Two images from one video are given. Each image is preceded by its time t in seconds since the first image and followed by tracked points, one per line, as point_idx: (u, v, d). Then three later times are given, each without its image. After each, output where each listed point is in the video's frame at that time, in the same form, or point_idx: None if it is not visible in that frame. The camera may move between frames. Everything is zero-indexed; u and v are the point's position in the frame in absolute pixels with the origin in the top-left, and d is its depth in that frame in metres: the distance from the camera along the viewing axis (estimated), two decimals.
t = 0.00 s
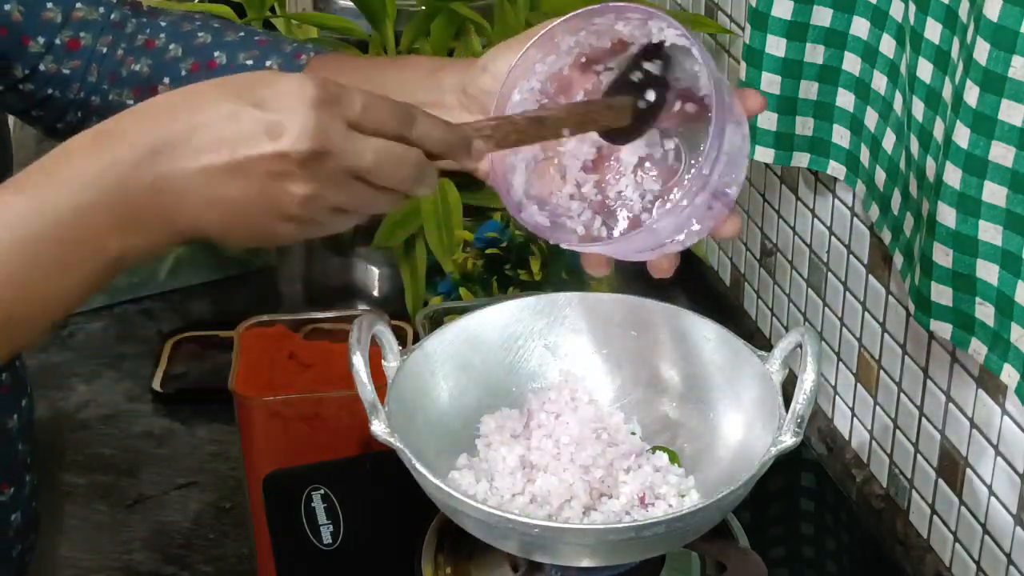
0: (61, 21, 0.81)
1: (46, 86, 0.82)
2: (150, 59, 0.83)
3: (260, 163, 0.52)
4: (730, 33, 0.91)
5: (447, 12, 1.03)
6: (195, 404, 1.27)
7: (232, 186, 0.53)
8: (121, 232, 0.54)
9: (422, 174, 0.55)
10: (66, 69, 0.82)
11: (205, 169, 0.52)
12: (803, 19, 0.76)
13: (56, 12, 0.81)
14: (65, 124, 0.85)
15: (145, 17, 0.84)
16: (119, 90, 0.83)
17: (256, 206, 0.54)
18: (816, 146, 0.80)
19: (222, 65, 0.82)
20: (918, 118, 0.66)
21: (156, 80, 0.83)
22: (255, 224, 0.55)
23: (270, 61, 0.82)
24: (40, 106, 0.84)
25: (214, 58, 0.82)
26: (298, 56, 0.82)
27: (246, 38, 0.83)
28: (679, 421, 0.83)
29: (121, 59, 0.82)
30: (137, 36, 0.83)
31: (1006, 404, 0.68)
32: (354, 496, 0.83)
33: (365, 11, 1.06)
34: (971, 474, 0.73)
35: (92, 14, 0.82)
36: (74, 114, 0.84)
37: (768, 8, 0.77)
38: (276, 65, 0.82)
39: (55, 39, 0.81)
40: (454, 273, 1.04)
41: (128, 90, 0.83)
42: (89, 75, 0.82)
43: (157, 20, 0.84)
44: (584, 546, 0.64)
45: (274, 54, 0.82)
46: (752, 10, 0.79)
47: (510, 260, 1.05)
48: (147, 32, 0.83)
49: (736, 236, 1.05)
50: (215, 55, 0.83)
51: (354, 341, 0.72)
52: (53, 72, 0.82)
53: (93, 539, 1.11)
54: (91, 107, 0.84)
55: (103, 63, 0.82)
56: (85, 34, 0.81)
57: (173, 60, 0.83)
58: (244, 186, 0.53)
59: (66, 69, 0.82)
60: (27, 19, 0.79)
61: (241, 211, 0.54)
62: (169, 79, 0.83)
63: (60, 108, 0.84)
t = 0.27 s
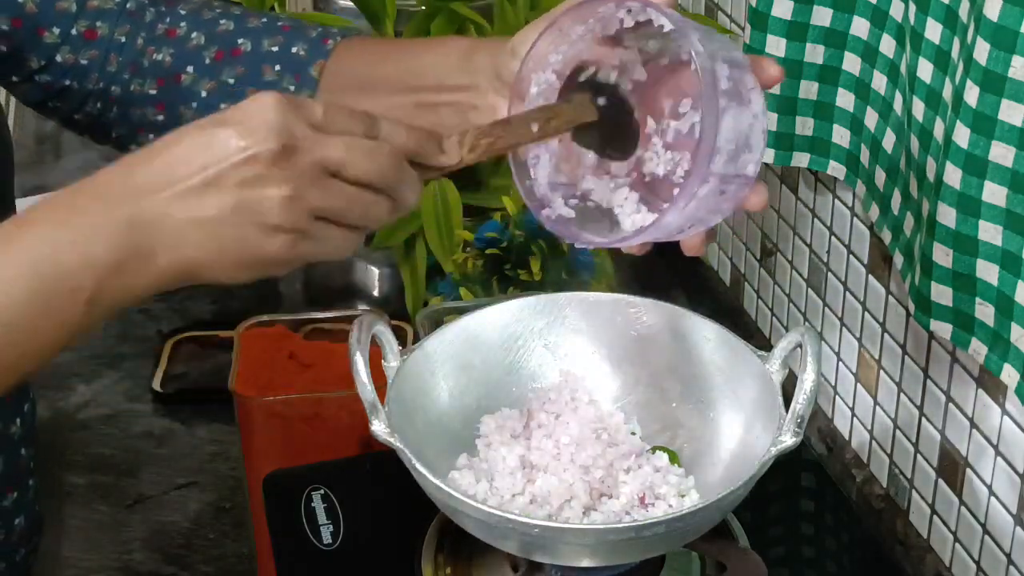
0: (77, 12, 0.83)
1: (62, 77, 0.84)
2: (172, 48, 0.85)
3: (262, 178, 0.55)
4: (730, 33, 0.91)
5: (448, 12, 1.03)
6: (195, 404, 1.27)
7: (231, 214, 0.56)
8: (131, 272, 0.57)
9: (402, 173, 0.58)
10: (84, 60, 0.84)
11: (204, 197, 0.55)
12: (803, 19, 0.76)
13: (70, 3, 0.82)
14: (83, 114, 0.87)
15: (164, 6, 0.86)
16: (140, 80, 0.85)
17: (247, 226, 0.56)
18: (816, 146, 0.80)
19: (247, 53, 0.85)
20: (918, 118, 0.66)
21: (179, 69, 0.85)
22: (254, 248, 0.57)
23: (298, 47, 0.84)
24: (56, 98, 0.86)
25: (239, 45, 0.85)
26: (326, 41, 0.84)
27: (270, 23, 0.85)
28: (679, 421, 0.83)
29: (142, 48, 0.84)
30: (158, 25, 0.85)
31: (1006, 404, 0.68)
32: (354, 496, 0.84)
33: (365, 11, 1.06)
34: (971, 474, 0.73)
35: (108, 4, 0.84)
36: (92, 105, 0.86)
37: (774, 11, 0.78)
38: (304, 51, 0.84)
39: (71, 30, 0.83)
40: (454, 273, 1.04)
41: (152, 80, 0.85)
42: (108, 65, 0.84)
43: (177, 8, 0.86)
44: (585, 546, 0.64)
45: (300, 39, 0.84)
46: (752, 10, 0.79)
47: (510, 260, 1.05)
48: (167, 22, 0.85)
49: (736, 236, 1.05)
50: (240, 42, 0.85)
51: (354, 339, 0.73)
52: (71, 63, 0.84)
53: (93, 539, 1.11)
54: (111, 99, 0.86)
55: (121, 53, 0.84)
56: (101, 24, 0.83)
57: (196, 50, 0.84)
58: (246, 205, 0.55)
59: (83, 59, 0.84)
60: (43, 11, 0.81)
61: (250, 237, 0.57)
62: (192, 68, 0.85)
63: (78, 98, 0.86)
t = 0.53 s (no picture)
0: (79, 13, 0.78)
1: (63, 79, 0.79)
2: (174, 53, 0.81)
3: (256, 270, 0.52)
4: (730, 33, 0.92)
5: (448, 12, 1.03)
6: (195, 404, 1.27)
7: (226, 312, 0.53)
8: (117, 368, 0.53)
9: (425, 265, 0.56)
10: (87, 61, 0.79)
11: (203, 283, 0.52)
12: (803, 18, 0.76)
13: (72, 3, 0.77)
14: (86, 117, 0.82)
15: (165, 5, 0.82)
16: (143, 84, 0.81)
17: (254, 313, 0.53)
18: (816, 145, 0.80)
19: (246, 58, 0.81)
20: (918, 118, 0.66)
21: (180, 74, 0.81)
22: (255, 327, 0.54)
23: (294, 53, 0.81)
24: (59, 98, 0.80)
25: (238, 50, 0.81)
26: (323, 47, 0.82)
27: (275, 26, 0.83)
28: (679, 421, 0.83)
29: (145, 50, 0.80)
30: (159, 27, 0.81)
31: (1006, 404, 0.68)
32: (354, 497, 0.84)
33: (365, 11, 1.07)
34: (971, 474, 0.73)
35: (110, 3, 0.79)
36: (92, 109, 0.81)
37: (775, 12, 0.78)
38: (301, 57, 0.81)
39: (73, 31, 0.78)
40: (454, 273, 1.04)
41: (153, 85, 0.81)
42: (111, 67, 0.79)
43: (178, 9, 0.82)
44: (585, 546, 0.64)
45: (300, 46, 0.82)
46: (753, 10, 0.80)
47: (510, 260, 1.05)
48: (168, 23, 0.81)
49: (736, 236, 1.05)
50: (239, 47, 0.81)
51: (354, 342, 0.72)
52: (73, 64, 0.78)
53: (92, 539, 1.12)
54: (114, 102, 0.81)
55: (125, 54, 0.80)
56: (105, 25, 0.79)
57: (197, 55, 0.81)
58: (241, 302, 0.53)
59: (85, 62, 0.79)
60: (44, 11, 0.76)
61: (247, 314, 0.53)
62: (192, 74, 0.81)
63: (79, 102, 0.80)
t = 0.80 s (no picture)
0: (76, 26, 0.77)
1: (60, 91, 0.78)
2: (170, 71, 0.79)
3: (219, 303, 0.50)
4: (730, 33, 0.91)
5: (447, 11, 1.03)
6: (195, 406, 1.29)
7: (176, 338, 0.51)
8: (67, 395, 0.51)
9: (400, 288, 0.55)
10: (83, 75, 0.78)
11: (169, 316, 0.50)
12: (803, 18, 0.76)
13: (70, 16, 0.76)
14: (82, 129, 0.81)
15: (164, 22, 0.81)
16: (139, 100, 0.79)
17: (225, 346, 0.52)
18: (816, 145, 0.80)
19: (242, 82, 0.79)
20: (918, 118, 0.66)
21: (176, 94, 0.79)
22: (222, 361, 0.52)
23: (290, 78, 0.80)
24: (55, 110, 0.79)
25: (234, 73, 0.80)
26: (320, 75, 0.80)
27: (273, 47, 0.81)
28: (679, 420, 0.83)
29: (142, 67, 0.79)
30: (156, 44, 0.79)
31: (1006, 404, 0.68)
32: (355, 497, 0.84)
33: (364, 11, 1.06)
34: (972, 474, 0.73)
35: (108, 16, 0.78)
36: (88, 121, 0.80)
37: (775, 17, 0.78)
38: (297, 84, 0.80)
39: (70, 44, 0.77)
40: (454, 274, 1.04)
41: (148, 102, 0.80)
42: (107, 82, 0.78)
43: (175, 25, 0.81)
44: (585, 547, 0.64)
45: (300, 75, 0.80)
46: (752, 10, 0.79)
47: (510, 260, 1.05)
48: (165, 41, 0.80)
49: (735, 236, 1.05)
50: (236, 70, 0.80)
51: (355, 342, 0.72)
52: (69, 78, 0.78)
53: (92, 539, 1.14)
54: (110, 116, 0.80)
55: (121, 69, 0.78)
56: (101, 38, 0.78)
57: (193, 75, 0.79)
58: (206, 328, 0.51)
59: (81, 74, 0.78)
60: (40, 24, 0.75)
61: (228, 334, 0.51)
62: (189, 94, 0.79)
63: (75, 114, 0.79)
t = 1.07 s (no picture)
0: (78, 30, 0.76)
1: (62, 95, 0.78)
2: (168, 74, 0.79)
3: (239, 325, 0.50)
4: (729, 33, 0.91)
5: (447, 11, 1.03)
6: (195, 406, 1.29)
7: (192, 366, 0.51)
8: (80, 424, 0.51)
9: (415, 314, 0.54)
10: (84, 78, 0.78)
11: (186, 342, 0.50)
12: (803, 19, 0.76)
13: (72, 20, 0.76)
14: (83, 132, 0.81)
15: (163, 25, 0.80)
16: (137, 104, 0.79)
17: (242, 373, 0.51)
18: (816, 145, 0.80)
19: (239, 84, 0.79)
20: (918, 118, 0.66)
21: (174, 96, 0.79)
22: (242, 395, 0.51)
23: (285, 80, 0.80)
24: (57, 114, 0.79)
25: (231, 75, 0.79)
26: (315, 76, 0.80)
27: (271, 48, 0.81)
28: (679, 420, 0.83)
29: (141, 70, 0.79)
30: (155, 47, 0.79)
31: (1006, 404, 0.68)
32: (355, 497, 0.84)
33: (364, 11, 1.06)
34: (972, 474, 0.73)
35: (110, 20, 0.78)
36: (89, 125, 0.80)
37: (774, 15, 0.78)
38: (292, 86, 0.79)
39: (72, 48, 0.77)
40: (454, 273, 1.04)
41: (147, 105, 0.79)
42: (108, 85, 0.78)
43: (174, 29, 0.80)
44: (585, 547, 0.64)
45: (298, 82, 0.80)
46: (753, 10, 0.79)
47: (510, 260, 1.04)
48: (164, 43, 0.79)
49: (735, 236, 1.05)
50: (232, 72, 0.79)
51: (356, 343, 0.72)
52: (71, 82, 0.77)
53: (91, 539, 1.14)
54: (110, 119, 0.80)
55: (121, 73, 0.78)
56: (103, 42, 0.77)
57: (190, 78, 0.79)
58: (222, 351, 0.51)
59: (83, 78, 0.78)
60: (44, 28, 0.75)
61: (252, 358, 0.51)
62: (186, 97, 0.79)
63: (76, 117, 0.79)
